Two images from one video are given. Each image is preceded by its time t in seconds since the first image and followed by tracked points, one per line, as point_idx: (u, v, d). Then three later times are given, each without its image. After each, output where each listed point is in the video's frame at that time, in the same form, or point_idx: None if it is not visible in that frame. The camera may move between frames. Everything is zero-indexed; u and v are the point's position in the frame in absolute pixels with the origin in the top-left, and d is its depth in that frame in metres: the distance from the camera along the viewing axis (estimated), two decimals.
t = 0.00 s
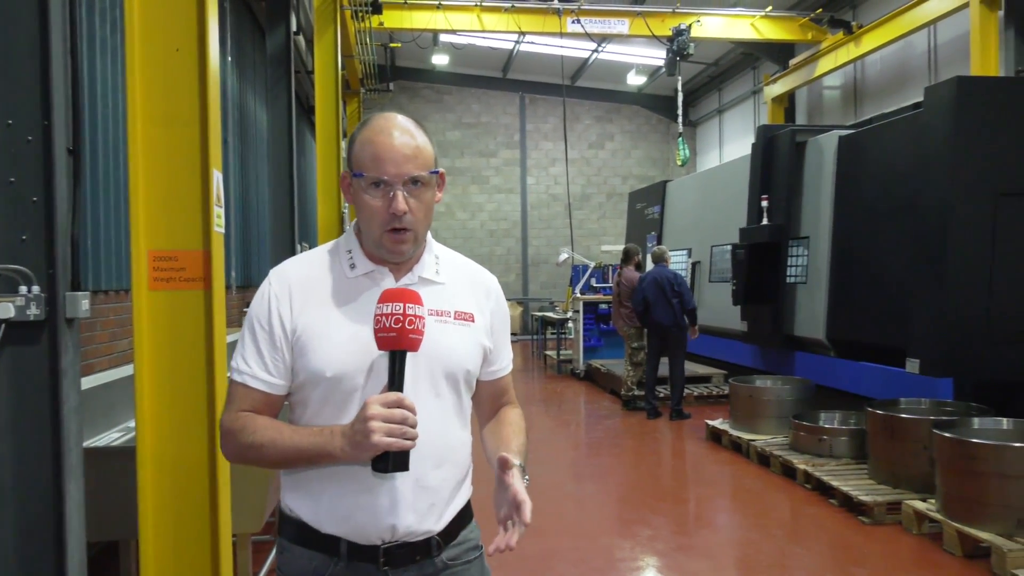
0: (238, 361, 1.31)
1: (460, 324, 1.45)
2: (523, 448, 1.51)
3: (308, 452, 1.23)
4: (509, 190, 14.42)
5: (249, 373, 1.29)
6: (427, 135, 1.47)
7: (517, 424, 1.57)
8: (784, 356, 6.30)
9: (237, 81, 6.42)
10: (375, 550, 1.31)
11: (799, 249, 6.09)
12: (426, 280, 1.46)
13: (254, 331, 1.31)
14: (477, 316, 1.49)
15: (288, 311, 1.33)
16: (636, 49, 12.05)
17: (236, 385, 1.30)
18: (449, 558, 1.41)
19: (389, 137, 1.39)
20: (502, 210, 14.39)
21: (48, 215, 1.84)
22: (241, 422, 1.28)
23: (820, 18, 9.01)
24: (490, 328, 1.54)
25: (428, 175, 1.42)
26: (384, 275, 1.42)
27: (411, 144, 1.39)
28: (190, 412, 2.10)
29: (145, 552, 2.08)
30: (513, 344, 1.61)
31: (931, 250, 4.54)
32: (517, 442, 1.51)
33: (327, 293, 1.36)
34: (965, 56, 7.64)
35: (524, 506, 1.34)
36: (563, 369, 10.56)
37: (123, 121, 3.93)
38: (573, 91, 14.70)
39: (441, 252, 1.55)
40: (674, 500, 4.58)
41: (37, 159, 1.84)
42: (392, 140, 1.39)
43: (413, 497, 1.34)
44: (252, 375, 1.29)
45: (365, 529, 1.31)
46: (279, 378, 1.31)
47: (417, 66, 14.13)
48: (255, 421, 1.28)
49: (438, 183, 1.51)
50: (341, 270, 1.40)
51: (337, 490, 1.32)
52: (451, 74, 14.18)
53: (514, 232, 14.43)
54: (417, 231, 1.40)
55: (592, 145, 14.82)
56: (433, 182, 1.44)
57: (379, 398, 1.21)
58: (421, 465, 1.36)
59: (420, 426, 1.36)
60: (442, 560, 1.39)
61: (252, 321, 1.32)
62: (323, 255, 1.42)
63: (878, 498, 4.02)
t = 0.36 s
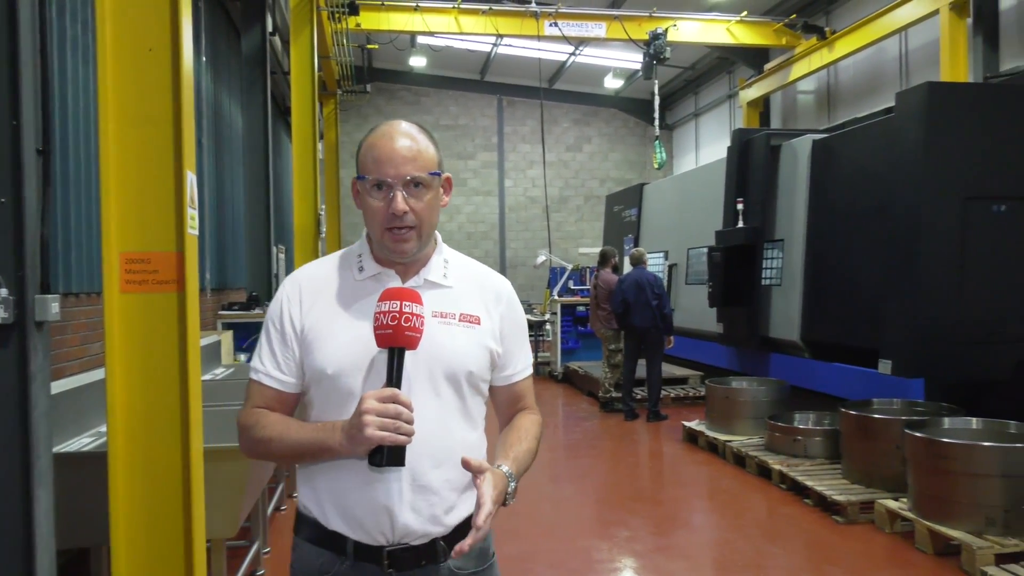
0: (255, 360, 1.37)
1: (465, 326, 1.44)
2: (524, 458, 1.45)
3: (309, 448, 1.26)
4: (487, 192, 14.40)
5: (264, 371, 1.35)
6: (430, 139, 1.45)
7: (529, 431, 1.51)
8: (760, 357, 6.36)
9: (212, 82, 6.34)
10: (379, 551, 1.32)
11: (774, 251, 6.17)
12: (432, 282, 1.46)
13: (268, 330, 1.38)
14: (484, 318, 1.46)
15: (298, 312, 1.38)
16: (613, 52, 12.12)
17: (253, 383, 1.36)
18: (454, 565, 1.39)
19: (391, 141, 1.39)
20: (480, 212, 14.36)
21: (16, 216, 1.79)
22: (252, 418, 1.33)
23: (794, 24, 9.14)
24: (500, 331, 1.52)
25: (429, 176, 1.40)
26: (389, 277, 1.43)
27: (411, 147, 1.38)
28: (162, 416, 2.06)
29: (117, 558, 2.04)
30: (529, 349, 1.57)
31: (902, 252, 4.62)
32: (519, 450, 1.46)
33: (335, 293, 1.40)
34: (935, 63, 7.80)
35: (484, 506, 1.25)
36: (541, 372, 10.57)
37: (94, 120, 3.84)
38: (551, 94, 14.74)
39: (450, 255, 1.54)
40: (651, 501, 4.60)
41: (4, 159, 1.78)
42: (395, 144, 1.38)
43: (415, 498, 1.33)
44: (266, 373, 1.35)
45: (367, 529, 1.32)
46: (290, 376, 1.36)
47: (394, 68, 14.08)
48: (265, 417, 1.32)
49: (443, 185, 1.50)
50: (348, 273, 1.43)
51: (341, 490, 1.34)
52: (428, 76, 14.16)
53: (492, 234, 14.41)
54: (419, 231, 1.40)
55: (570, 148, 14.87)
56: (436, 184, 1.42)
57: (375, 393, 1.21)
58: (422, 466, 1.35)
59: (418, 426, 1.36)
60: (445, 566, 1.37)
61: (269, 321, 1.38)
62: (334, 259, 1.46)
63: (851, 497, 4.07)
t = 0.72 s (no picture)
0: (280, 363, 1.42)
1: (479, 324, 1.45)
2: (541, 447, 1.47)
3: (330, 446, 1.30)
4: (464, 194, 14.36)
5: (289, 373, 1.41)
6: (439, 143, 1.49)
7: (550, 419, 1.53)
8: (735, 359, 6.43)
9: (185, 81, 6.27)
10: (403, 541, 1.36)
11: (749, 254, 6.23)
12: (445, 283, 1.47)
13: (290, 334, 1.43)
14: (497, 316, 1.48)
15: (317, 315, 1.42)
16: (589, 55, 12.19)
17: (279, 385, 1.42)
18: (473, 555, 1.42)
19: (402, 147, 1.42)
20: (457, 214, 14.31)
21: None
22: (279, 418, 1.38)
23: (768, 29, 9.27)
24: (514, 328, 1.53)
25: (438, 178, 1.43)
26: (405, 280, 1.45)
27: (420, 151, 1.41)
28: (134, 421, 2.02)
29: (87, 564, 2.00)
30: (545, 342, 1.57)
31: (873, 256, 4.70)
32: (537, 438, 1.48)
33: (351, 295, 1.43)
34: (906, 68, 7.96)
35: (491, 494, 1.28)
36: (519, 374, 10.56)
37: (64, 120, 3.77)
38: (528, 97, 14.77)
39: (462, 256, 1.55)
40: (628, 503, 4.62)
41: None
42: (405, 149, 1.42)
43: (435, 490, 1.36)
44: (289, 375, 1.40)
45: (392, 520, 1.35)
46: (313, 376, 1.41)
47: (370, 70, 14.03)
48: (290, 416, 1.37)
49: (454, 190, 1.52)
50: (365, 276, 1.46)
51: (365, 484, 1.38)
52: (405, 78, 14.15)
53: (469, 236, 14.37)
54: (431, 234, 1.42)
55: (547, 150, 14.91)
56: (446, 186, 1.45)
57: (389, 393, 1.23)
58: (442, 459, 1.37)
59: (432, 424, 1.38)
60: (465, 556, 1.40)
61: (291, 326, 1.43)
62: (351, 264, 1.49)
63: (824, 497, 4.12)
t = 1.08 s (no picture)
0: (292, 357, 1.53)
1: (484, 324, 1.55)
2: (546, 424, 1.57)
3: (340, 436, 1.40)
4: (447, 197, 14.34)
5: (300, 366, 1.51)
6: (452, 150, 1.59)
7: (552, 406, 1.64)
8: (716, 362, 6.48)
9: (166, 83, 6.21)
10: (405, 532, 1.45)
11: (731, 257, 6.28)
12: (453, 283, 1.57)
13: (303, 330, 1.53)
14: (501, 316, 1.58)
15: (329, 312, 1.52)
16: (572, 59, 12.23)
17: (290, 376, 1.53)
18: (471, 548, 1.50)
19: (416, 152, 1.52)
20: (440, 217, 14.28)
21: None
22: (290, 409, 1.49)
23: (749, 34, 9.34)
24: (518, 328, 1.63)
25: (449, 183, 1.53)
26: (415, 280, 1.56)
27: (433, 156, 1.52)
28: (112, 424, 1.98)
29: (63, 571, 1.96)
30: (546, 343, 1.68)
31: (851, 259, 4.77)
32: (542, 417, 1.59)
33: (363, 294, 1.53)
34: (885, 74, 8.07)
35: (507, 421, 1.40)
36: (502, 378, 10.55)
37: (39, 121, 3.71)
38: (511, 100, 14.79)
39: (469, 258, 1.65)
40: (611, 506, 4.63)
41: None
42: (419, 154, 1.52)
43: (437, 481, 1.46)
44: (300, 367, 1.51)
45: (395, 511, 1.45)
46: (323, 370, 1.51)
47: (353, 72, 13.99)
48: (301, 408, 1.48)
49: (464, 195, 1.62)
50: (378, 276, 1.56)
51: (372, 476, 1.48)
52: (387, 80, 14.12)
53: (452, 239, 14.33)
54: (439, 234, 1.52)
55: (530, 153, 14.93)
56: (456, 191, 1.55)
57: (396, 387, 1.34)
58: (444, 452, 1.47)
59: (437, 418, 1.47)
60: (464, 548, 1.49)
61: (304, 322, 1.53)
62: (363, 263, 1.59)
63: (805, 498, 4.16)
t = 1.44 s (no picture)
0: (283, 358, 1.52)
1: (473, 329, 1.55)
2: (534, 442, 1.56)
3: (329, 438, 1.40)
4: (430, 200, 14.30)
5: (291, 368, 1.50)
6: (443, 154, 1.59)
7: (537, 419, 1.64)
8: (698, 364, 6.51)
9: (145, 83, 6.14)
10: (392, 531, 1.44)
11: (712, 261, 6.34)
12: (443, 288, 1.57)
13: (294, 331, 1.52)
14: (490, 322, 1.58)
15: (320, 314, 1.52)
16: (556, 62, 12.28)
17: (281, 378, 1.52)
18: (458, 546, 1.49)
19: (408, 154, 1.53)
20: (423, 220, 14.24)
21: None
22: (281, 410, 1.48)
23: (730, 39, 9.43)
24: (507, 333, 1.62)
25: (441, 185, 1.53)
26: (405, 284, 1.55)
27: (425, 159, 1.52)
28: (90, 428, 1.95)
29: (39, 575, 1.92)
30: (535, 349, 1.68)
31: (831, 262, 4.83)
32: (530, 435, 1.58)
33: (354, 297, 1.53)
34: (863, 79, 8.19)
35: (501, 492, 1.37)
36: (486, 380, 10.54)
37: (15, 122, 3.65)
38: (494, 103, 14.81)
39: (460, 263, 1.65)
40: (594, 508, 4.64)
41: None
42: (411, 156, 1.52)
43: (423, 484, 1.45)
44: (292, 368, 1.50)
45: (382, 511, 1.44)
46: (313, 372, 1.51)
47: (335, 74, 13.94)
48: (292, 409, 1.47)
49: (455, 199, 1.62)
50: (369, 280, 1.56)
51: (359, 477, 1.47)
52: (370, 82, 14.08)
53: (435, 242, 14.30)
54: (430, 235, 1.51)
55: (513, 156, 14.95)
56: (448, 194, 1.55)
57: (385, 390, 1.34)
58: (431, 456, 1.46)
59: (424, 422, 1.47)
60: (450, 548, 1.48)
61: (295, 323, 1.53)
62: (356, 266, 1.59)
63: (786, 499, 4.20)
